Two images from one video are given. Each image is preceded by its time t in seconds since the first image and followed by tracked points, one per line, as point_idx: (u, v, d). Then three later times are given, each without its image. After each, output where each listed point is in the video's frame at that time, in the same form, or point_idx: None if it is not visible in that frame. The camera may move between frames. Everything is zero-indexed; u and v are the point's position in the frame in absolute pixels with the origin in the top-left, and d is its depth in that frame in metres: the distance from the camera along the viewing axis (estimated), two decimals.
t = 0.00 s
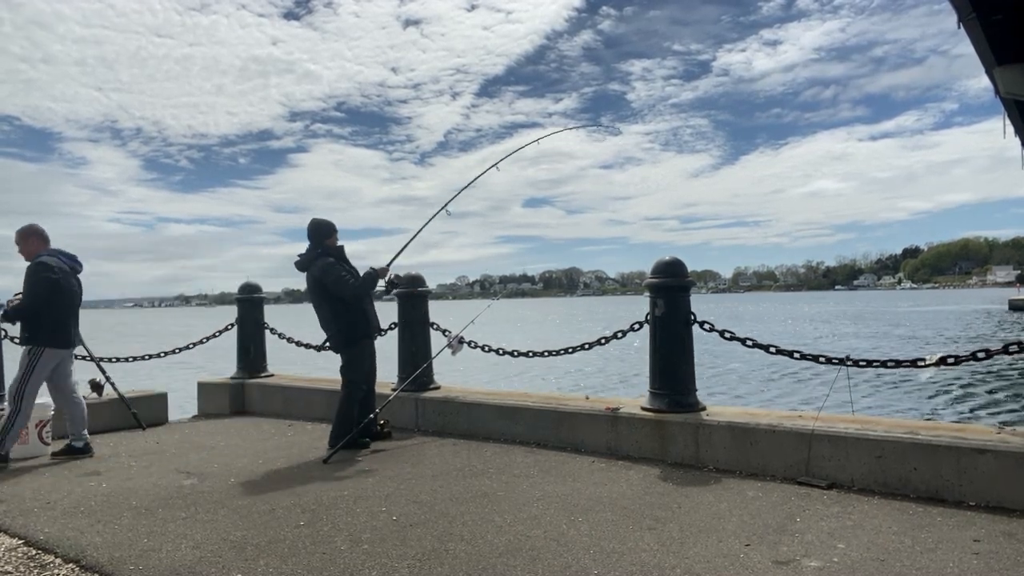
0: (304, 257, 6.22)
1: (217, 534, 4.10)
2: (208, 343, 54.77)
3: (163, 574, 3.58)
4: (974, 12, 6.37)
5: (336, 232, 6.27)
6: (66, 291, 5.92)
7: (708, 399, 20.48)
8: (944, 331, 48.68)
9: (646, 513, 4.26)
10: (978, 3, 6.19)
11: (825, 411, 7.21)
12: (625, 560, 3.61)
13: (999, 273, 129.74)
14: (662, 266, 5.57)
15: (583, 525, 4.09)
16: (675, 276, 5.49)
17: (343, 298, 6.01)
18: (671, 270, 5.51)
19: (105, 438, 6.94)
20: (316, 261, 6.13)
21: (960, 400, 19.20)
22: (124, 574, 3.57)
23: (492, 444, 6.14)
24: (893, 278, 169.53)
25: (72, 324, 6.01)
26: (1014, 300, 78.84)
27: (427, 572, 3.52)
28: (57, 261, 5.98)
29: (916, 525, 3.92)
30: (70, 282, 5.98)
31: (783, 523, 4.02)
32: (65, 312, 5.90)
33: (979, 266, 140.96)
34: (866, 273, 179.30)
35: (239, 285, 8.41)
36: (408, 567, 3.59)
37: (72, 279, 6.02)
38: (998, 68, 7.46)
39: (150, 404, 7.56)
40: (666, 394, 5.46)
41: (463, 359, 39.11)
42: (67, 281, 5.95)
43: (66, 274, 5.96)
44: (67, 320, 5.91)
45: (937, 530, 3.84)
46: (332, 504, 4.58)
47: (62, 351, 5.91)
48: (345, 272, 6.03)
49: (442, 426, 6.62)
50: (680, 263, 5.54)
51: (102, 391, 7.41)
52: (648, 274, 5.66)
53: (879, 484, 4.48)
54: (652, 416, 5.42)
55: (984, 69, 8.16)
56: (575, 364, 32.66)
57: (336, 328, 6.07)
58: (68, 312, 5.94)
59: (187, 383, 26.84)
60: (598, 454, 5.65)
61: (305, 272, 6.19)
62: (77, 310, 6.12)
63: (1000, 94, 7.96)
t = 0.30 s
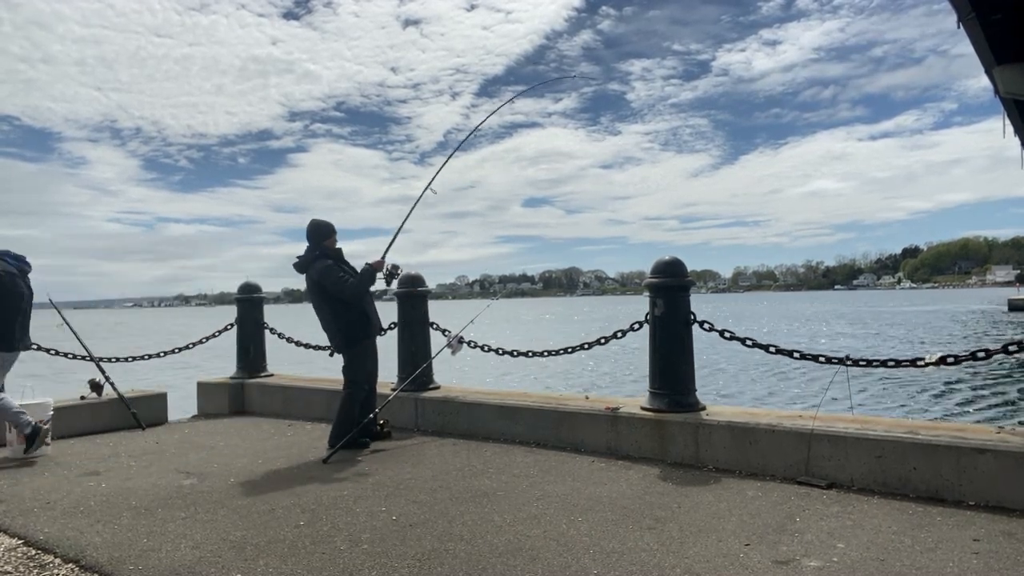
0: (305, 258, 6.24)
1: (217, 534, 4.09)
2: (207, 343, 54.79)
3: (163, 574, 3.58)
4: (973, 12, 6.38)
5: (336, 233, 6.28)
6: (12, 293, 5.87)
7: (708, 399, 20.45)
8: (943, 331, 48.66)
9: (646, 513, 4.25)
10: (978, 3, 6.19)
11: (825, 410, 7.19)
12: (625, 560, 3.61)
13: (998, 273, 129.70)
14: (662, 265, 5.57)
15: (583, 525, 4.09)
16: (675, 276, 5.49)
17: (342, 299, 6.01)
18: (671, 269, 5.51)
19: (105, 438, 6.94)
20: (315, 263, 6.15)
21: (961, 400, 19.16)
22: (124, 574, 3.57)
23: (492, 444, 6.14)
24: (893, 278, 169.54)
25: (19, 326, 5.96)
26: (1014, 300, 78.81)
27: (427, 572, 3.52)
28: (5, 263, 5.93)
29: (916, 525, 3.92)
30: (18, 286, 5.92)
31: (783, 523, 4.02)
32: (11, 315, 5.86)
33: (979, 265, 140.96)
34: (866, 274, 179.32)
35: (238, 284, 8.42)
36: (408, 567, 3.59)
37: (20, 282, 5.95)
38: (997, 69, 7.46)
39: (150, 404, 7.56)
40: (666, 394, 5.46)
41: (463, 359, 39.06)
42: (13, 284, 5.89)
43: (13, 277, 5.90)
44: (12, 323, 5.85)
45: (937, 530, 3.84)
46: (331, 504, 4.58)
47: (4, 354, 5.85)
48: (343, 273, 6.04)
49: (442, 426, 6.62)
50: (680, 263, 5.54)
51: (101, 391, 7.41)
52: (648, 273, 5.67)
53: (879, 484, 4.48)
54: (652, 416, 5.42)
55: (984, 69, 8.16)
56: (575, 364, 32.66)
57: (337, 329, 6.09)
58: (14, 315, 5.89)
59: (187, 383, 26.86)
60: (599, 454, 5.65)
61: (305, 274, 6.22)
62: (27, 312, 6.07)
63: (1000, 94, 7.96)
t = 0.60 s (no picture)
0: (306, 259, 6.24)
1: (216, 534, 4.09)
2: (207, 343, 54.84)
3: (162, 574, 3.58)
4: (973, 12, 6.37)
5: (337, 232, 6.27)
6: None
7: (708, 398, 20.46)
8: (944, 331, 48.64)
9: (645, 513, 4.25)
10: (977, 3, 6.19)
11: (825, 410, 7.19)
12: (624, 560, 3.61)
13: (999, 273, 129.70)
14: (661, 266, 5.56)
15: (582, 525, 4.09)
16: (674, 275, 5.49)
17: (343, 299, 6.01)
18: (670, 269, 5.50)
19: (104, 438, 6.94)
20: (316, 263, 6.14)
21: (961, 400, 19.15)
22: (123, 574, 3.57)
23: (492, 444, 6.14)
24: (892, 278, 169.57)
25: None
26: (1014, 300, 78.79)
27: (427, 572, 3.52)
28: None
29: (915, 525, 3.92)
30: None
31: (782, 523, 4.02)
32: None
33: (978, 266, 140.98)
34: (866, 274, 179.27)
35: (238, 284, 8.41)
36: (407, 567, 3.59)
37: None
38: (997, 68, 7.46)
39: (150, 404, 7.56)
40: (666, 394, 5.46)
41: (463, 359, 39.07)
42: None
43: None
44: None
45: (937, 530, 3.84)
46: (331, 504, 4.58)
47: None
48: (345, 274, 6.04)
49: (442, 426, 6.61)
50: (681, 262, 5.54)
51: (101, 391, 7.41)
52: (648, 273, 5.66)
53: (878, 484, 4.49)
54: (651, 416, 5.42)
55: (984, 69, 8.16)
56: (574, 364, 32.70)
57: (338, 329, 6.10)
58: None
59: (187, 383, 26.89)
60: (598, 454, 5.65)
61: (306, 274, 6.21)
62: None
63: (999, 94, 7.95)
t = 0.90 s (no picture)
0: (312, 256, 6.24)
1: (216, 535, 4.09)
2: (208, 344, 55.08)
3: (162, 574, 3.58)
4: (973, 12, 6.37)
5: (344, 232, 6.27)
6: None
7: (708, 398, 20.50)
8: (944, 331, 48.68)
9: (646, 513, 4.26)
10: (977, 3, 6.19)
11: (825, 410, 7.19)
12: (624, 560, 3.61)
13: (998, 273, 129.79)
14: (661, 266, 5.56)
15: (582, 525, 4.10)
16: (674, 276, 5.49)
17: (347, 300, 6.01)
18: (670, 270, 5.51)
19: (104, 438, 6.94)
20: (321, 261, 6.14)
21: (962, 400, 19.18)
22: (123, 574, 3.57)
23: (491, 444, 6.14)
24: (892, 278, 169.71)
25: None
26: (1013, 300, 78.84)
27: (427, 572, 3.53)
28: None
29: (915, 525, 3.92)
30: None
31: (782, 523, 4.02)
32: None
33: (978, 266, 141.08)
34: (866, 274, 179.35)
35: (237, 285, 8.41)
36: (407, 567, 3.60)
37: None
38: (997, 68, 7.46)
39: (150, 405, 7.55)
40: (666, 394, 5.46)
41: (462, 360, 39.10)
42: None
43: None
44: None
45: (936, 530, 3.84)
46: (331, 504, 4.58)
47: None
48: (350, 274, 6.04)
49: (442, 426, 6.61)
50: (681, 263, 5.54)
51: (101, 392, 7.40)
52: (648, 273, 5.66)
53: (878, 484, 4.49)
54: (651, 416, 5.42)
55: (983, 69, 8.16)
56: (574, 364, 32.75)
57: (339, 329, 6.10)
58: None
59: (189, 383, 26.97)
60: (598, 454, 5.65)
61: (310, 271, 6.21)
62: None
63: (999, 94, 7.95)
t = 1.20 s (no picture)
0: (329, 248, 6.24)
1: (215, 535, 4.09)
2: (207, 344, 55.10)
3: None
4: (972, 12, 6.34)
5: (364, 230, 6.29)
6: None
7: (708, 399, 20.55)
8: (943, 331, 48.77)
9: (645, 514, 4.26)
10: (976, 3, 6.20)
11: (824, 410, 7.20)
12: (623, 560, 3.61)
13: (998, 273, 129.90)
14: (659, 266, 5.57)
15: (581, 526, 4.10)
16: (673, 276, 5.49)
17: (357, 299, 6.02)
18: (668, 270, 5.51)
19: (103, 438, 6.94)
20: (337, 255, 6.15)
21: (961, 400, 19.22)
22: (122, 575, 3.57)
23: (491, 445, 6.14)
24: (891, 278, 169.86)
25: None
26: (1012, 301, 78.94)
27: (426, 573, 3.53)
28: None
29: (914, 525, 3.93)
30: None
31: (782, 524, 4.03)
32: None
33: (977, 266, 141.22)
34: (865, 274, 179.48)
35: (237, 286, 8.41)
36: (406, 568, 3.60)
37: None
38: (995, 69, 7.46)
39: (149, 405, 7.55)
40: (665, 395, 5.47)
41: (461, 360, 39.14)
42: None
43: None
44: None
45: (936, 530, 3.84)
46: (330, 505, 4.58)
47: None
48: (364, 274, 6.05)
49: (441, 426, 6.61)
50: (680, 264, 5.54)
51: (100, 393, 7.41)
52: (647, 273, 5.66)
53: (877, 484, 4.49)
54: (651, 417, 5.42)
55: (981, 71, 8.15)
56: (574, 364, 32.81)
57: (341, 326, 6.10)
58: None
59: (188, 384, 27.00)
60: (597, 455, 5.65)
61: (325, 262, 6.23)
62: None
63: (997, 95, 7.94)
